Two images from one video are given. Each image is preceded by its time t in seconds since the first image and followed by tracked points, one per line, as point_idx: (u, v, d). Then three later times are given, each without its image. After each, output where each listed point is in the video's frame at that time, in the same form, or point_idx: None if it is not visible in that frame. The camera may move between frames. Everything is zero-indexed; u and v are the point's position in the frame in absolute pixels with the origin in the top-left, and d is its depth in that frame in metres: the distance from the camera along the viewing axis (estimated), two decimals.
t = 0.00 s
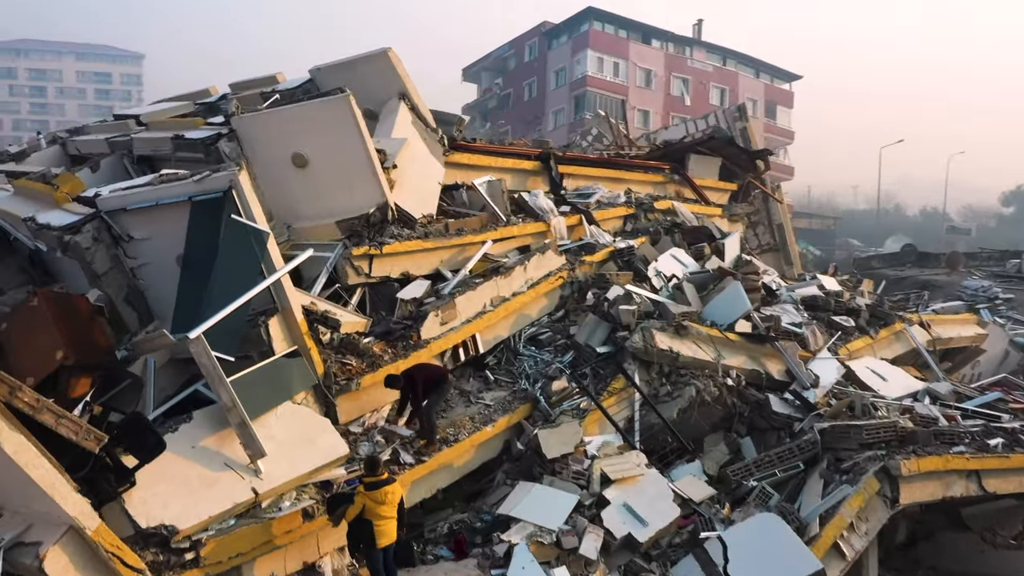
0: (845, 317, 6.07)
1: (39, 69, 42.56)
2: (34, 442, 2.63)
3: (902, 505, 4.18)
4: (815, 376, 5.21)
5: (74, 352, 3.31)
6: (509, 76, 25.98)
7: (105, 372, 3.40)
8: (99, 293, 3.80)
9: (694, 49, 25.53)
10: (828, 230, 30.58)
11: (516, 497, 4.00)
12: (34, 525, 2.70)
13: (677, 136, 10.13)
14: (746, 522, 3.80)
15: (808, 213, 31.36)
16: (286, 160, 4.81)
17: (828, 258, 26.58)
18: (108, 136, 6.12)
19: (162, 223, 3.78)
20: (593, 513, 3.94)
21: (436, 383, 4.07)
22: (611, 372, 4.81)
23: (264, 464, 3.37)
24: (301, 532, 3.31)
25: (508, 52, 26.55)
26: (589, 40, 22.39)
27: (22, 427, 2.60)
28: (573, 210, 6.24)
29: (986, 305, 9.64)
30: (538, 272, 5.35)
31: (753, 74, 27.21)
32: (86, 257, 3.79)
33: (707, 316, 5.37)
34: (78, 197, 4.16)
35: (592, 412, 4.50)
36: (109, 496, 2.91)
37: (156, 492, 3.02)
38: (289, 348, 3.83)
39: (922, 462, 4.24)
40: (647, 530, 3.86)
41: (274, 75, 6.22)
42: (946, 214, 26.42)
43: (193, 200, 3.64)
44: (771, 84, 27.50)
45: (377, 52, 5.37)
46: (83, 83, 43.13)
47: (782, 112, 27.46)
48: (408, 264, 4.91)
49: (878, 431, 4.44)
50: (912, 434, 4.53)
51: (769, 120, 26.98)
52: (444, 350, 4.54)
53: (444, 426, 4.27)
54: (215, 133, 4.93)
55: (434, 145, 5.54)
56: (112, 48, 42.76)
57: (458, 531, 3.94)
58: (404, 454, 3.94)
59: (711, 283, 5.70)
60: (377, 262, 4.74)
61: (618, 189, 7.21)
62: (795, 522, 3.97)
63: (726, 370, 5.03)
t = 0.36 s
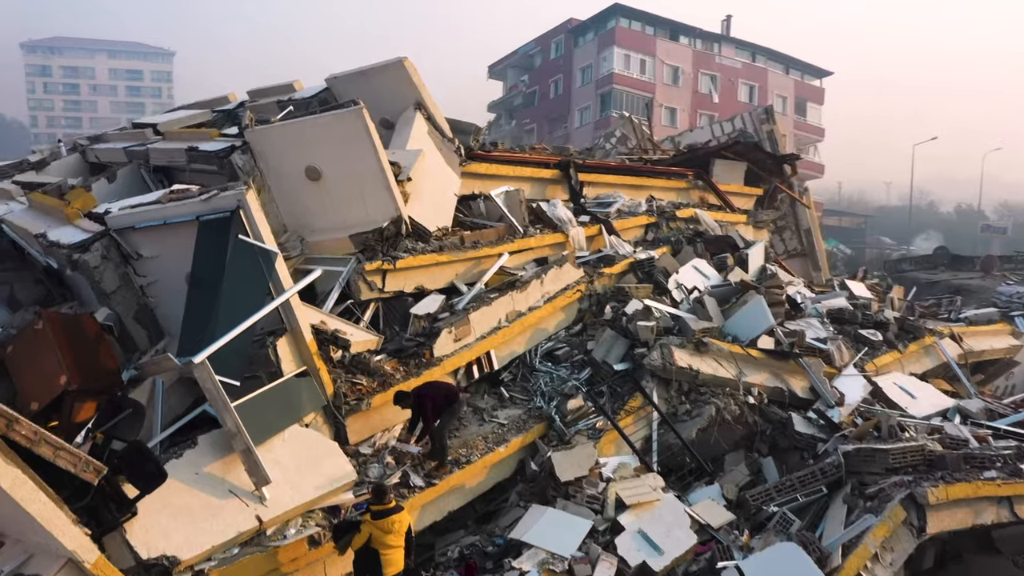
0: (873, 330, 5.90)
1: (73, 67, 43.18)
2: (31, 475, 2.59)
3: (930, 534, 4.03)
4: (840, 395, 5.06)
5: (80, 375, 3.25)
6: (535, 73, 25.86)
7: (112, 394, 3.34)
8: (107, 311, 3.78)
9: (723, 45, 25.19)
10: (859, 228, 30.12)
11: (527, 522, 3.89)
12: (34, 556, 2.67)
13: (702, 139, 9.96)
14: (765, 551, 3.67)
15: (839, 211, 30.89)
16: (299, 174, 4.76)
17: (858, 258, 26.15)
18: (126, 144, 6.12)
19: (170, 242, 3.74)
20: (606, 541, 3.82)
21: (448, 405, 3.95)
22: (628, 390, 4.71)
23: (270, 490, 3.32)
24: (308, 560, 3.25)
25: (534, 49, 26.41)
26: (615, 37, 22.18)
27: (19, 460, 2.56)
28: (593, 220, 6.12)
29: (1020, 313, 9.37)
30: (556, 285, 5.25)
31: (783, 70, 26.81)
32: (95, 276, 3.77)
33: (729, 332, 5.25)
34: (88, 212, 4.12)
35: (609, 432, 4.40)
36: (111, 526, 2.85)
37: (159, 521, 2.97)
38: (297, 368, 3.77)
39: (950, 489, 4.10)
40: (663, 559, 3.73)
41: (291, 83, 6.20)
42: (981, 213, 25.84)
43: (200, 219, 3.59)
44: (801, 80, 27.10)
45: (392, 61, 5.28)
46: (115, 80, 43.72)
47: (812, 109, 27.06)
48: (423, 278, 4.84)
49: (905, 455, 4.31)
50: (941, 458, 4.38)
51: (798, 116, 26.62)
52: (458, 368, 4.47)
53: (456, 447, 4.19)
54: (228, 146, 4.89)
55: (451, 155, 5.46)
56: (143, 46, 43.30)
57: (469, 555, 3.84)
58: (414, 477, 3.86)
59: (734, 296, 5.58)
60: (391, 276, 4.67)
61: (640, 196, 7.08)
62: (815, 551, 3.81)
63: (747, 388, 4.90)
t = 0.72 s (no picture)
0: (900, 346, 5.73)
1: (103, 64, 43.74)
2: (26, 511, 2.53)
3: (957, 566, 3.89)
4: (865, 415, 4.90)
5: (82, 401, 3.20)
6: (560, 71, 25.70)
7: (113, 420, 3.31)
8: (114, 331, 3.77)
9: (751, 41, 24.79)
10: (890, 226, 29.62)
11: (539, 548, 3.79)
12: None
13: (727, 143, 9.79)
14: None
15: (869, 209, 30.40)
16: (312, 188, 4.71)
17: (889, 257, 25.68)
18: (142, 153, 6.10)
19: (175, 262, 3.68)
20: (620, 569, 3.70)
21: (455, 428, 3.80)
22: (645, 410, 4.59)
23: (273, 520, 3.25)
24: None
25: (559, 46, 26.26)
26: (641, 34, 21.95)
27: (13, 496, 2.51)
28: (612, 230, 6.00)
29: None
30: (572, 300, 5.14)
31: (813, 66, 26.39)
32: (101, 296, 3.76)
33: (750, 348, 5.12)
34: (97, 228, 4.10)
35: (624, 454, 4.29)
36: (110, 559, 2.77)
37: (159, 554, 2.90)
38: (305, 391, 3.71)
39: (979, 520, 3.96)
40: None
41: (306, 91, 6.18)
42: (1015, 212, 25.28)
43: (206, 241, 3.53)
44: (831, 76, 26.66)
45: (407, 71, 5.19)
46: (145, 76, 44.27)
47: (842, 106, 26.63)
48: (437, 293, 4.76)
49: (931, 482, 4.16)
50: (970, 485, 4.23)
51: (828, 113, 26.21)
52: (470, 387, 4.39)
53: (467, 469, 4.11)
54: (240, 160, 4.84)
55: (466, 166, 5.36)
56: (172, 43, 43.81)
57: None
58: (423, 502, 3.78)
59: (756, 311, 5.44)
60: (403, 292, 4.59)
61: (661, 205, 6.95)
62: None
63: (768, 408, 4.77)
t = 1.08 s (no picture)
0: (927, 363, 5.54)
1: (133, 62, 44.33)
2: (17, 549, 2.49)
3: None
4: (889, 437, 4.74)
5: (81, 428, 3.19)
6: (584, 68, 25.53)
7: (113, 448, 3.27)
8: (120, 352, 3.75)
9: (778, 37, 24.42)
10: (920, 225, 29.12)
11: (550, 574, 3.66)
12: None
13: (751, 149, 9.61)
14: None
15: (899, 207, 29.88)
16: (322, 203, 4.65)
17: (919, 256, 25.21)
18: (157, 163, 6.09)
19: (179, 283, 3.62)
20: None
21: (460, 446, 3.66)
22: (661, 432, 4.48)
23: (274, 552, 3.18)
24: None
25: (583, 43, 26.11)
26: (666, 31, 21.71)
27: (6, 535, 2.47)
28: (629, 242, 5.88)
29: None
30: (587, 316, 5.03)
31: (842, 63, 25.98)
32: (107, 317, 3.76)
33: (769, 366, 4.99)
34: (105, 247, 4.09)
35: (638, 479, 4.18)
36: None
37: None
38: (310, 415, 3.64)
39: (1008, 554, 3.80)
40: None
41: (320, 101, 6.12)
42: None
43: (209, 263, 3.47)
44: (860, 73, 26.23)
45: (420, 83, 5.10)
46: (174, 74, 44.76)
47: (871, 103, 26.22)
48: (448, 310, 4.67)
49: (958, 513, 4.02)
50: (998, 515, 4.10)
51: (857, 110, 25.79)
52: (481, 408, 4.30)
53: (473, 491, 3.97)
54: (251, 173, 4.78)
55: (480, 179, 5.27)
56: (200, 41, 44.26)
57: None
58: (431, 529, 3.67)
59: (776, 327, 5.30)
60: (414, 310, 4.50)
61: (681, 214, 6.81)
62: None
63: (788, 430, 4.63)
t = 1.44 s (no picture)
0: (955, 383, 5.37)
1: (161, 58, 44.92)
2: None
3: None
4: (914, 462, 4.57)
5: (82, 459, 3.15)
6: (608, 66, 25.38)
7: (114, 478, 3.22)
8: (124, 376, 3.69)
9: (805, 34, 24.12)
10: (951, 223, 28.58)
11: None
12: None
13: (775, 155, 9.43)
14: None
15: (930, 205, 29.32)
16: (333, 219, 4.57)
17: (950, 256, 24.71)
18: (171, 174, 6.07)
19: (184, 308, 3.56)
20: None
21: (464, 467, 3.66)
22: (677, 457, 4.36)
23: None
24: None
25: (607, 41, 25.93)
26: (691, 28, 21.46)
27: None
28: (647, 255, 5.76)
29: None
30: (602, 335, 4.93)
31: (871, 60, 25.55)
32: (110, 340, 3.67)
33: (791, 387, 4.86)
34: (112, 266, 4.03)
35: (652, 505, 4.08)
36: None
37: None
38: (315, 442, 3.58)
39: None
40: None
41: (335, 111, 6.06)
42: None
43: (213, 288, 3.41)
44: (889, 70, 25.77)
45: (433, 95, 5.01)
46: (201, 71, 45.20)
47: (901, 100, 25.78)
48: (460, 328, 4.57)
49: (984, 547, 3.86)
50: None
51: (886, 108, 25.36)
52: (492, 431, 4.21)
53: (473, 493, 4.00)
54: (261, 190, 4.73)
55: (495, 193, 5.17)
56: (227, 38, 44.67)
57: None
58: (438, 559, 3.57)
59: (798, 346, 5.15)
60: (425, 329, 4.41)
61: (702, 224, 6.67)
62: None
63: (809, 455, 4.48)
